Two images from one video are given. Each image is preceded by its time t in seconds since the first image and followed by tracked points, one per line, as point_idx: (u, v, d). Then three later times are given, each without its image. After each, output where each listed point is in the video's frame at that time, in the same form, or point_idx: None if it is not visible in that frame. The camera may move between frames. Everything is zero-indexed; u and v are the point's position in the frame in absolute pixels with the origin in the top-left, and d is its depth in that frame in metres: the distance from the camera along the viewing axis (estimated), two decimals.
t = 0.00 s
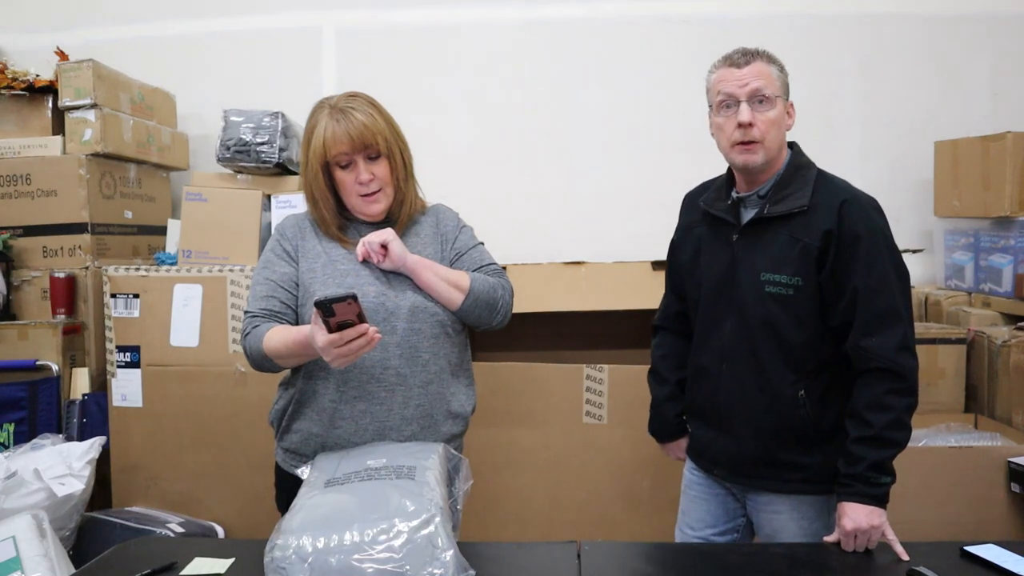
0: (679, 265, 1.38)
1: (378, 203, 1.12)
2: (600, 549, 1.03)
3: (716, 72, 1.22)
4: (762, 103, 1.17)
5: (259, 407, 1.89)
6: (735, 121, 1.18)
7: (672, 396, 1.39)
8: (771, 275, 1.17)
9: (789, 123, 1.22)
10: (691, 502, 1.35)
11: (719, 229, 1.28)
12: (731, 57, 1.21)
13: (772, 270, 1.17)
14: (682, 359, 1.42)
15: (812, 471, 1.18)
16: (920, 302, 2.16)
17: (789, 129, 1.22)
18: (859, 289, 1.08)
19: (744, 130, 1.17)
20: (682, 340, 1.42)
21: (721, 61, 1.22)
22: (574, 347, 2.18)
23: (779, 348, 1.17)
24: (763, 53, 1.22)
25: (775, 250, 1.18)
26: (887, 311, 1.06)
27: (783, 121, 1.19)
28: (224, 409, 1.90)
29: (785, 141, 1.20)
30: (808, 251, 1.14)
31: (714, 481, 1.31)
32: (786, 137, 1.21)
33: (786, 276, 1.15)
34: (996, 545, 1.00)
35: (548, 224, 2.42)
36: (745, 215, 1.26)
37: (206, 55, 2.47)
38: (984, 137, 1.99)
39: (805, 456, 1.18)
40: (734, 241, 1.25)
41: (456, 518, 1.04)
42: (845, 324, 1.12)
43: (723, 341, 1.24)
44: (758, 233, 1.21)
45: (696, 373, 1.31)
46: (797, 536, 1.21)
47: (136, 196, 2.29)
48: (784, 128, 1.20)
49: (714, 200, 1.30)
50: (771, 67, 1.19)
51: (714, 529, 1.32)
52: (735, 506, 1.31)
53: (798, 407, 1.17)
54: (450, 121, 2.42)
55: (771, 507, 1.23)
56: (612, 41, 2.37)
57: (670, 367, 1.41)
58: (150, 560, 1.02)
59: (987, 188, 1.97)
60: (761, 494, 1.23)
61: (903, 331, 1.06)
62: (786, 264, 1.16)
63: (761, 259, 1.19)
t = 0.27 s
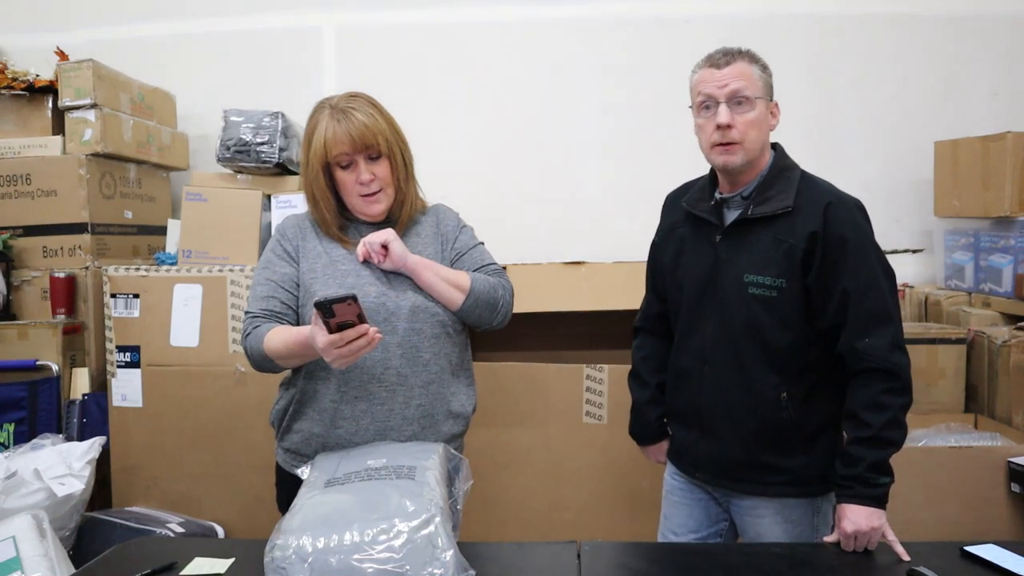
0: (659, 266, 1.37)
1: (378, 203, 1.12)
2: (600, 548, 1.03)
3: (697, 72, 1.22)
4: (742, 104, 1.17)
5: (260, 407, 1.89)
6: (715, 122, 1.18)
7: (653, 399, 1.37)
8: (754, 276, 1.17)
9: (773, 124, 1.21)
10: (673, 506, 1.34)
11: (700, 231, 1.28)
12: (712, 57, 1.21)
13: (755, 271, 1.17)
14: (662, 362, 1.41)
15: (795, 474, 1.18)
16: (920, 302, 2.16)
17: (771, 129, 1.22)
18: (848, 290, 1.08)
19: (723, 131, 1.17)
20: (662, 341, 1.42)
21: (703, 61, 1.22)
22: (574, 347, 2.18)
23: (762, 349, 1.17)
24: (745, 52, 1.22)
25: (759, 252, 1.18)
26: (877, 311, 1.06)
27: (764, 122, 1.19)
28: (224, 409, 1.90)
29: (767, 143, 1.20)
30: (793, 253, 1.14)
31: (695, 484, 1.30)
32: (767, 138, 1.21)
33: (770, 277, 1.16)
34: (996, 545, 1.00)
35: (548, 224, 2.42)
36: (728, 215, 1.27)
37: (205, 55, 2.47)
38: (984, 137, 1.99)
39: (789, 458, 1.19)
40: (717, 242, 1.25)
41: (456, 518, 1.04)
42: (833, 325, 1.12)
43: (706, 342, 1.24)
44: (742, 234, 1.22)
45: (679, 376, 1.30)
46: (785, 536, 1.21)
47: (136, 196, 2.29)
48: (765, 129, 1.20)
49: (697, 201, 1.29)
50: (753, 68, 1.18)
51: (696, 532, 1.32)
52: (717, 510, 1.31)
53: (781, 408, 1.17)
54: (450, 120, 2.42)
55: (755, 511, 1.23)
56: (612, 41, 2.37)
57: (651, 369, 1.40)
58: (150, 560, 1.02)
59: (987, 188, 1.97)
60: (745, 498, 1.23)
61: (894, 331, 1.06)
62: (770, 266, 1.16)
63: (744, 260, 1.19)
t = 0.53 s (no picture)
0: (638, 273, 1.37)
1: (379, 203, 1.12)
2: (600, 548, 1.03)
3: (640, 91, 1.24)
4: (664, 122, 1.17)
5: (260, 407, 1.89)
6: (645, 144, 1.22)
7: (639, 403, 1.38)
8: (730, 282, 1.17)
9: (715, 129, 1.18)
10: (663, 507, 1.33)
11: (675, 237, 1.28)
12: (651, 74, 1.22)
13: (730, 277, 1.17)
14: (646, 366, 1.41)
15: (784, 475, 1.19)
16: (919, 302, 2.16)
17: (717, 135, 1.18)
18: (828, 292, 1.08)
19: (651, 151, 1.21)
20: (645, 347, 1.42)
21: (645, 79, 1.24)
22: (573, 347, 2.18)
23: (739, 356, 1.18)
24: (682, 62, 1.19)
25: (733, 259, 1.17)
26: (859, 311, 1.07)
27: (695, 133, 1.16)
28: (224, 409, 1.90)
29: (705, 151, 1.17)
30: (767, 257, 1.14)
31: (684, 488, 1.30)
32: (710, 145, 1.17)
33: (745, 283, 1.15)
34: (996, 545, 1.00)
35: (548, 224, 2.42)
36: (702, 220, 1.26)
37: (205, 55, 2.47)
38: (984, 137, 1.99)
39: (777, 460, 1.19)
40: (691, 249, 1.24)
41: (456, 518, 1.04)
42: (815, 327, 1.12)
43: (686, 350, 1.23)
44: (715, 240, 1.21)
45: (662, 384, 1.30)
46: (782, 535, 1.22)
47: (137, 196, 2.29)
48: (699, 139, 1.16)
49: (670, 207, 1.28)
50: (678, 80, 1.17)
51: (686, 534, 1.31)
52: (707, 511, 1.30)
53: (763, 413, 1.17)
54: (450, 120, 2.42)
55: (746, 514, 1.23)
56: (612, 41, 2.37)
57: (635, 375, 1.41)
58: (150, 560, 1.02)
59: (987, 188, 1.97)
60: (734, 501, 1.23)
61: (876, 330, 1.06)
62: (744, 272, 1.16)
63: (719, 267, 1.19)
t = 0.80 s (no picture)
0: (624, 283, 1.38)
1: (378, 203, 1.12)
2: (600, 549, 1.03)
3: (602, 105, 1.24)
4: (627, 136, 1.17)
5: (260, 407, 1.89)
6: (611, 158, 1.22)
7: (635, 410, 1.39)
8: (707, 292, 1.17)
9: (679, 138, 1.17)
10: (664, 507, 1.34)
11: (655, 248, 1.28)
12: (611, 88, 1.22)
13: (707, 287, 1.17)
14: (639, 374, 1.42)
15: (780, 476, 1.19)
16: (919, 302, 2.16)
17: (680, 145, 1.17)
18: (807, 296, 1.07)
19: (617, 166, 1.21)
20: (636, 355, 1.43)
21: (606, 93, 1.24)
22: (573, 347, 2.18)
23: (722, 364, 1.18)
24: (641, 74, 1.19)
25: (710, 268, 1.18)
26: (840, 314, 1.06)
27: (658, 145, 1.16)
28: (225, 409, 1.90)
29: (670, 162, 1.17)
30: (742, 266, 1.14)
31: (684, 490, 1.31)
32: (674, 156, 1.17)
33: (722, 292, 1.16)
34: (996, 545, 1.00)
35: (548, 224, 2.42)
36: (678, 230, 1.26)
37: (206, 55, 2.47)
38: (984, 137, 1.98)
39: (772, 462, 1.19)
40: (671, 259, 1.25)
41: (456, 518, 1.04)
42: (798, 331, 1.12)
43: (670, 359, 1.24)
44: (692, 249, 1.21)
45: (653, 393, 1.30)
46: (783, 535, 1.22)
47: (137, 196, 2.29)
48: (663, 150, 1.16)
49: (647, 219, 1.30)
50: (638, 93, 1.17)
51: (687, 534, 1.31)
52: (707, 512, 1.30)
53: (751, 418, 1.17)
54: (450, 120, 2.42)
55: (745, 515, 1.23)
56: (612, 41, 2.37)
57: (630, 383, 1.42)
58: (151, 560, 1.02)
59: (987, 188, 1.97)
60: (733, 502, 1.23)
61: (860, 332, 1.05)
62: (719, 282, 1.16)
63: (697, 277, 1.19)
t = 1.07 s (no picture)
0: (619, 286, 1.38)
1: (377, 203, 1.11)
2: (600, 549, 1.02)
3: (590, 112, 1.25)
4: (615, 143, 1.18)
5: (260, 407, 1.89)
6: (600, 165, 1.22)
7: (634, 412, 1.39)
8: (699, 297, 1.17)
9: (666, 143, 1.18)
10: (664, 508, 1.34)
11: (648, 254, 1.28)
12: (597, 95, 1.23)
13: (699, 292, 1.18)
14: (637, 376, 1.43)
15: (779, 476, 1.19)
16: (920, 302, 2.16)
17: (667, 150, 1.18)
18: (800, 299, 1.07)
19: (606, 172, 1.21)
20: (633, 356, 1.44)
21: (592, 100, 1.25)
22: (573, 347, 2.18)
23: (717, 367, 1.19)
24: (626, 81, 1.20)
25: (702, 272, 1.18)
26: (834, 315, 1.05)
27: (645, 151, 1.17)
28: (225, 409, 1.90)
29: (658, 167, 1.18)
30: (733, 271, 1.14)
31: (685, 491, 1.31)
32: (662, 161, 1.18)
33: (714, 297, 1.16)
34: (996, 545, 1.00)
35: (548, 224, 2.42)
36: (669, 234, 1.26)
37: (206, 55, 2.48)
38: (984, 137, 1.99)
39: (770, 463, 1.19)
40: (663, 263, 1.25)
41: (456, 518, 1.03)
42: (793, 334, 1.12)
43: (665, 362, 1.24)
44: (683, 254, 1.21)
45: (650, 396, 1.31)
46: (785, 535, 1.22)
47: (137, 196, 2.29)
48: (650, 156, 1.17)
49: (639, 223, 1.30)
50: (624, 99, 1.18)
51: (687, 534, 1.31)
52: (706, 513, 1.30)
53: (747, 421, 1.18)
54: (450, 120, 2.42)
55: (743, 516, 1.23)
56: (612, 42, 2.37)
57: (629, 384, 1.42)
58: (150, 560, 1.02)
59: (987, 188, 1.97)
60: (732, 502, 1.23)
61: (855, 332, 1.05)
62: (710, 286, 1.16)
63: (689, 282, 1.19)
